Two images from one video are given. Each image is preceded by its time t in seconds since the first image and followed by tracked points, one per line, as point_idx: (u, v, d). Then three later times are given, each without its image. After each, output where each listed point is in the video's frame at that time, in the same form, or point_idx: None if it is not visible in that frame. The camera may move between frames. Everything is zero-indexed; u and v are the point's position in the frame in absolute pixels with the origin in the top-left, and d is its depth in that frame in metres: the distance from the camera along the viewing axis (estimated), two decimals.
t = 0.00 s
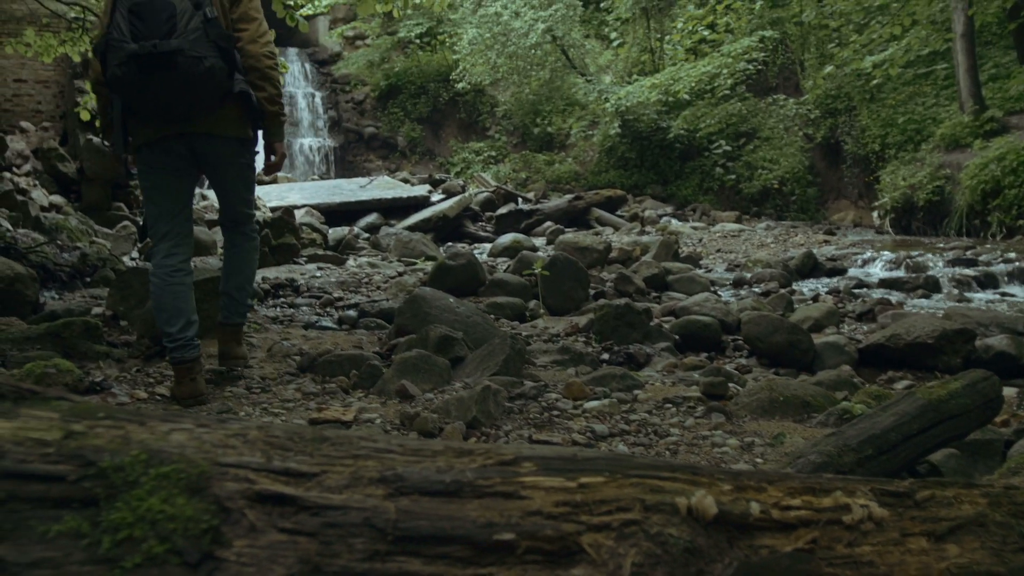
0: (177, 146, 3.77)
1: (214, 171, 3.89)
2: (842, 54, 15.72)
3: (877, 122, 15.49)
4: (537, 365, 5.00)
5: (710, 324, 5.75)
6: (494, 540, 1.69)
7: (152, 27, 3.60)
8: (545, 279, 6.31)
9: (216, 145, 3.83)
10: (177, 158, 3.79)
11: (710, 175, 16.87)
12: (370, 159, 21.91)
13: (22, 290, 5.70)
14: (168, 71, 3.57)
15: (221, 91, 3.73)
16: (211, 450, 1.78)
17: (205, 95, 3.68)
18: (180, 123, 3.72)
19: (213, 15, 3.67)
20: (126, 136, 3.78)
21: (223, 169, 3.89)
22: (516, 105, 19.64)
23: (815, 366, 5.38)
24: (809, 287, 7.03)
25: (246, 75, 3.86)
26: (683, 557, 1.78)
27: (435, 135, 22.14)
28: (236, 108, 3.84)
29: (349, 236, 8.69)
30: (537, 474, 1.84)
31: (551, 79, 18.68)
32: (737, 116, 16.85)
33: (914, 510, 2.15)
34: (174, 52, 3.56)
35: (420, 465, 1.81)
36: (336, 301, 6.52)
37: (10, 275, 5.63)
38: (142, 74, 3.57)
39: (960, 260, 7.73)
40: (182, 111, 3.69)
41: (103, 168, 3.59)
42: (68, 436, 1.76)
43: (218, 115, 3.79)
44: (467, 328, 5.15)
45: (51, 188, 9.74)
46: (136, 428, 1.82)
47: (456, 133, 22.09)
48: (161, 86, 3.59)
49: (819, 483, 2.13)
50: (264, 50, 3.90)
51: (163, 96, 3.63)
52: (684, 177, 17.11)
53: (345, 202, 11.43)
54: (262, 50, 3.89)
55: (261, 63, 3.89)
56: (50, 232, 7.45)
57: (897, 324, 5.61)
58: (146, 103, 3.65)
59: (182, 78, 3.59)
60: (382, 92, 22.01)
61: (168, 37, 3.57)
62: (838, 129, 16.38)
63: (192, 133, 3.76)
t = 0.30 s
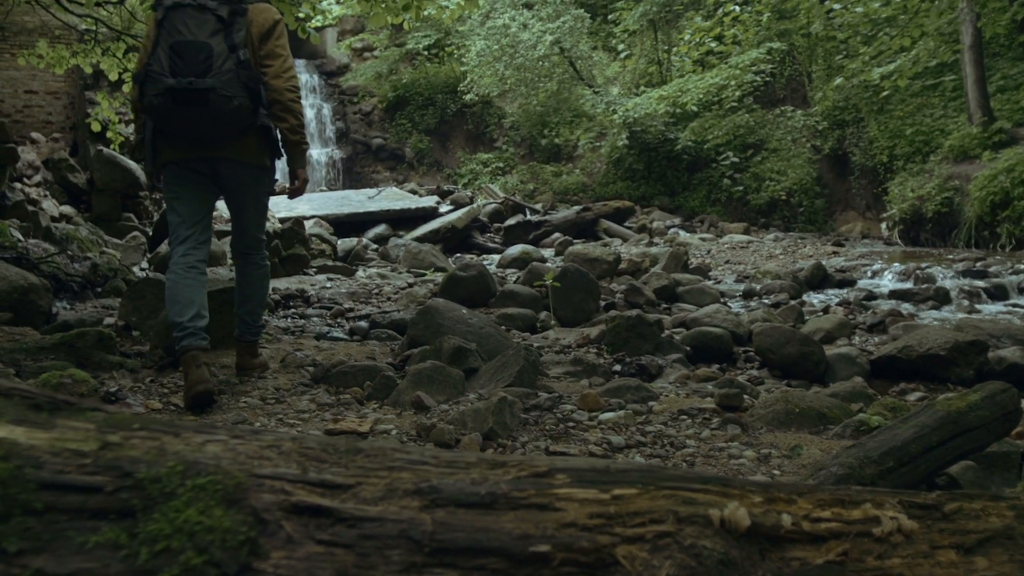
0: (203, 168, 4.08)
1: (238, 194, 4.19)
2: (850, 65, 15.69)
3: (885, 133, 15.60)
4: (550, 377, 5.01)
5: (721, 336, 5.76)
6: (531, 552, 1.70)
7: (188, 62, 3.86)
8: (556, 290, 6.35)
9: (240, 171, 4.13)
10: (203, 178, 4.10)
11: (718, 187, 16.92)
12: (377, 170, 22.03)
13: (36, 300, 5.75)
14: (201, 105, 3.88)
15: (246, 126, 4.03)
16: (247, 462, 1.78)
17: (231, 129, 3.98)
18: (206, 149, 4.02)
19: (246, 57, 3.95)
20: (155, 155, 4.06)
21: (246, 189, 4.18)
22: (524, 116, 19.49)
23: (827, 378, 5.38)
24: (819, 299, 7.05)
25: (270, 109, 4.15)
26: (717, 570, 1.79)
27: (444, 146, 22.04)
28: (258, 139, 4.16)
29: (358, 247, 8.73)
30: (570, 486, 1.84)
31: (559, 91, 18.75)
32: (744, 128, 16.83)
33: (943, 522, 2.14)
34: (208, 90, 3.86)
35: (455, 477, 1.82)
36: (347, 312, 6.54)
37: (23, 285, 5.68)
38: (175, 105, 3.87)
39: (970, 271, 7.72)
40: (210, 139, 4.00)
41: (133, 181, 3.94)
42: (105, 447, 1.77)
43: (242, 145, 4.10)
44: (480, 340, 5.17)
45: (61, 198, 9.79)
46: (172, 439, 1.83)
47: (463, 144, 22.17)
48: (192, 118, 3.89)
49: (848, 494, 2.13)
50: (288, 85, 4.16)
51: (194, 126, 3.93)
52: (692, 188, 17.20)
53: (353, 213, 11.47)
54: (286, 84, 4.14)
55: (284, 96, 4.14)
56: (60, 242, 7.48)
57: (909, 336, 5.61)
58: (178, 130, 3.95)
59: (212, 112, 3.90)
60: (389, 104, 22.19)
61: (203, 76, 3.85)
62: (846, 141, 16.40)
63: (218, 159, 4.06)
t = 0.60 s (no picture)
0: (218, 170, 4.48)
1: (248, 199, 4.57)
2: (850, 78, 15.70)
3: (886, 145, 15.37)
4: (556, 390, 5.02)
5: (725, 348, 5.77)
6: (553, 565, 1.68)
7: (207, 72, 4.22)
8: (560, 302, 6.37)
9: (253, 174, 4.50)
10: (217, 182, 4.51)
11: (719, 199, 17.05)
12: (379, 182, 22.13)
13: (40, 311, 5.76)
14: (217, 113, 4.24)
15: (259, 133, 4.39)
16: (269, 476, 1.79)
17: (244, 134, 4.33)
18: (221, 152, 4.41)
19: (261, 69, 4.34)
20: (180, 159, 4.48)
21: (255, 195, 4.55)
22: (525, 129, 19.81)
23: (831, 390, 5.39)
24: (822, 311, 7.07)
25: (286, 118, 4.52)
26: None
27: (445, 159, 22.18)
28: (272, 145, 4.53)
29: (360, 259, 8.75)
30: (591, 499, 1.84)
31: (560, 104, 18.78)
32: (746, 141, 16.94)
33: (960, 535, 2.15)
34: (224, 98, 4.21)
35: (476, 490, 1.82)
36: (350, 324, 6.54)
37: (27, 296, 5.70)
38: (193, 111, 4.24)
39: (973, 283, 7.73)
40: (224, 143, 4.37)
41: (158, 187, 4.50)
42: (127, 460, 1.77)
43: (256, 150, 4.47)
44: (486, 352, 5.19)
45: (65, 210, 9.83)
46: (193, 452, 1.83)
47: (465, 156, 22.20)
48: (208, 123, 4.26)
49: (866, 508, 2.13)
50: (309, 97, 4.55)
51: (210, 130, 4.31)
52: (692, 201, 17.34)
53: (355, 225, 11.51)
54: (306, 96, 4.54)
55: (304, 108, 4.53)
56: (64, 254, 7.49)
57: (914, 348, 5.62)
58: (196, 134, 4.34)
59: (226, 119, 4.26)
60: (391, 116, 22.37)
61: (221, 85, 4.21)
62: (848, 153, 16.34)
63: (232, 161, 4.45)
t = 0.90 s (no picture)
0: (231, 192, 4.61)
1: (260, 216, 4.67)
2: (854, 91, 15.74)
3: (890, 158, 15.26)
4: (565, 403, 5.01)
5: (733, 361, 5.78)
6: None
7: (213, 105, 4.25)
8: (567, 315, 6.39)
9: (262, 197, 4.58)
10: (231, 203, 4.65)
11: (723, 212, 17.07)
12: (383, 195, 22.19)
13: (48, 324, 5.77)
14: (224, 144, 4.32)
15: (266, 160, 4.46)
16: (297, 489, 1.78)
17: (251, 162, 4.42)
18: (231, 177, 4.51)
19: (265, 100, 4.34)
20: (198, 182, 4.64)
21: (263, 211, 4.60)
22: (530, 141, 19.90)
23: (840, 404, 5.39)
24: (829, 324, 7.08)
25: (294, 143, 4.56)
26: None
27: (449, 172, 22.34)
28: (281, 169, 4.58)
29: (366, 272, 8.77)
30: (618, 512, 1.85)
31: (563, 117, 18.84)
32: (749, 154, 16.98)
33: (982, 550, 2.14)
34: (229, 131, 4.27)
35: (503, 504, 1.82)
36: (357, 336, 6.55)
37: (36, 309, 5.72)
38: (202, 142, 4.33)
39: (979, 296, 7.74)
40: (234, 170, 4.47)
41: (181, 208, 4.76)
42: (155, 474, 1.77)
43: (266, 174, 4.54)
44: (495, 366, 5.21)
45: (71, 223, 9.86)
46: (220, 466, 1.83)
47: (469, 169, 22.23)
48: (216, 154, 4.34)
49: (888, 522, 2.13)
50: (317, 122, 4.62)
51: (218, 159, 4.40)
52: (697, 214, 17.36)
53: (360, 238, 11.54)
54: (314, 122, 4.61)
55: (313, 133, 4.61)
56: (70, 266, 7.50)
57: (922, 362, 5.63)
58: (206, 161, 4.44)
59: (233, 148, 4.34)
60: (396, 129, 22.50)
61: (225, 118, 4.26)
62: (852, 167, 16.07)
63: (242, 185, 4.54)
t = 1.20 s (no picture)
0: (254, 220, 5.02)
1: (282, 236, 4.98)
2: (859, 104, 15.79)
3: (896, 172, 15.23)
4: (575, 417, 5.01)
5: (741, 375, 5.78)
6: None
7: (219, 146, 4.75)
8: (575, 329, 6.40)
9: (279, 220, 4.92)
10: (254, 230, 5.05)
11: (728, 226, 17.14)
12: (389, 209, 22.26)
13: (57, 337, 5.79)
14: (235, 179, 4.76)
15: (278, 185, 4.82)
16: (325, 504, 1.79)
17: (262, 190, 4.80)
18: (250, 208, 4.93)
19: (263, 131, 4.74)
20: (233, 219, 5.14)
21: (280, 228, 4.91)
22: (535, 155, 19.99)
23: (849, 418, 5.39)
24: (836, 338, 7.09)
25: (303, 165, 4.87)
26: None
27: (455, 186, 22.32)
28: (296, 191, 4.91)
29: (372, 285, 8.80)
30: (644, 527, 1.85)
31: (569, 131, 18.90)
32: (754, 167, 17.06)
33: (1006, 565, 2.13)
34: (234, 164, 4.71)
35: (530, 518, 1.82)
36: (365, 350, 6.56)
37: (45, 322, 5.74)
38: (218, 181, 4.82)
39: (986, 309, 7.75)
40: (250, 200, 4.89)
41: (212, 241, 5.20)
42: (182, 488, 1.77)
43: (282, 199, 4.89)
44: (504, 380, 5.22)
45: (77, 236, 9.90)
46: (247, 480, 1.84)
47: (474, 183, 22.28)
48: (229, 189, 4.80)
49: (911, 537, 2.12)
50: (314, 135, 4.80)
51: (236, 194, 4.86)
52: (702, 228, 17.40)
53: (366, 251, 11.57)
54: (312, 136, 4.79)
55: (311, 147, 4.79)
56: (77, 279, 7.52)
57: (931, 375, 5.62)
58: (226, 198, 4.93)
59: (243, 179, 4.77)
60: (401, 143, 22.59)
61: (230, 155, 4.72)
62: (857, 179, 16.09)
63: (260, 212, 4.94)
